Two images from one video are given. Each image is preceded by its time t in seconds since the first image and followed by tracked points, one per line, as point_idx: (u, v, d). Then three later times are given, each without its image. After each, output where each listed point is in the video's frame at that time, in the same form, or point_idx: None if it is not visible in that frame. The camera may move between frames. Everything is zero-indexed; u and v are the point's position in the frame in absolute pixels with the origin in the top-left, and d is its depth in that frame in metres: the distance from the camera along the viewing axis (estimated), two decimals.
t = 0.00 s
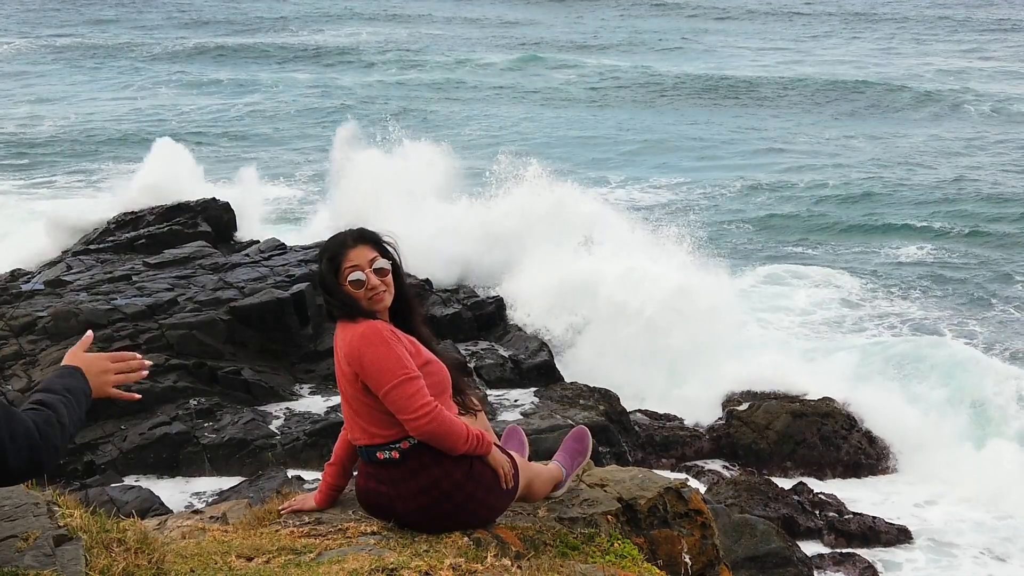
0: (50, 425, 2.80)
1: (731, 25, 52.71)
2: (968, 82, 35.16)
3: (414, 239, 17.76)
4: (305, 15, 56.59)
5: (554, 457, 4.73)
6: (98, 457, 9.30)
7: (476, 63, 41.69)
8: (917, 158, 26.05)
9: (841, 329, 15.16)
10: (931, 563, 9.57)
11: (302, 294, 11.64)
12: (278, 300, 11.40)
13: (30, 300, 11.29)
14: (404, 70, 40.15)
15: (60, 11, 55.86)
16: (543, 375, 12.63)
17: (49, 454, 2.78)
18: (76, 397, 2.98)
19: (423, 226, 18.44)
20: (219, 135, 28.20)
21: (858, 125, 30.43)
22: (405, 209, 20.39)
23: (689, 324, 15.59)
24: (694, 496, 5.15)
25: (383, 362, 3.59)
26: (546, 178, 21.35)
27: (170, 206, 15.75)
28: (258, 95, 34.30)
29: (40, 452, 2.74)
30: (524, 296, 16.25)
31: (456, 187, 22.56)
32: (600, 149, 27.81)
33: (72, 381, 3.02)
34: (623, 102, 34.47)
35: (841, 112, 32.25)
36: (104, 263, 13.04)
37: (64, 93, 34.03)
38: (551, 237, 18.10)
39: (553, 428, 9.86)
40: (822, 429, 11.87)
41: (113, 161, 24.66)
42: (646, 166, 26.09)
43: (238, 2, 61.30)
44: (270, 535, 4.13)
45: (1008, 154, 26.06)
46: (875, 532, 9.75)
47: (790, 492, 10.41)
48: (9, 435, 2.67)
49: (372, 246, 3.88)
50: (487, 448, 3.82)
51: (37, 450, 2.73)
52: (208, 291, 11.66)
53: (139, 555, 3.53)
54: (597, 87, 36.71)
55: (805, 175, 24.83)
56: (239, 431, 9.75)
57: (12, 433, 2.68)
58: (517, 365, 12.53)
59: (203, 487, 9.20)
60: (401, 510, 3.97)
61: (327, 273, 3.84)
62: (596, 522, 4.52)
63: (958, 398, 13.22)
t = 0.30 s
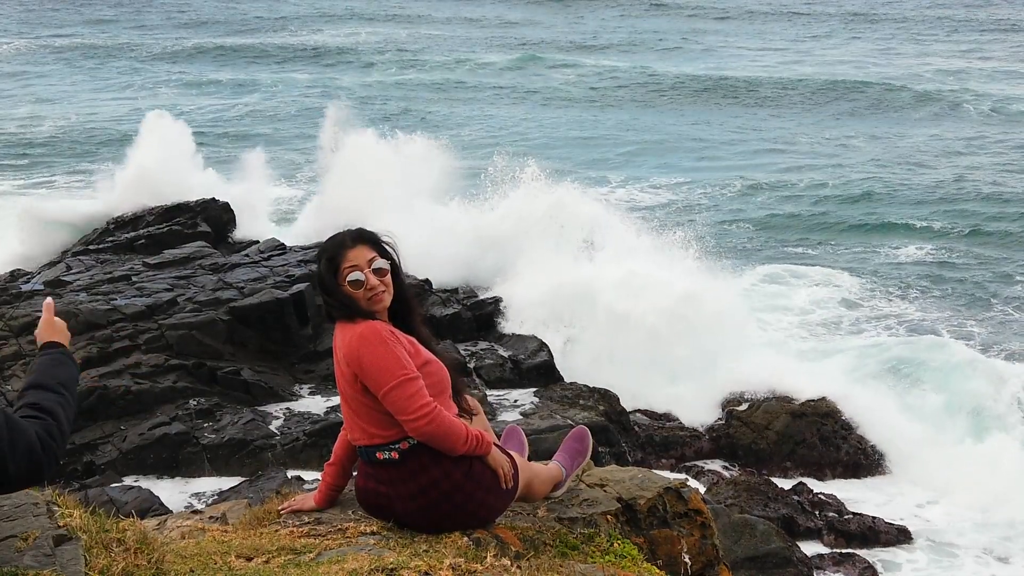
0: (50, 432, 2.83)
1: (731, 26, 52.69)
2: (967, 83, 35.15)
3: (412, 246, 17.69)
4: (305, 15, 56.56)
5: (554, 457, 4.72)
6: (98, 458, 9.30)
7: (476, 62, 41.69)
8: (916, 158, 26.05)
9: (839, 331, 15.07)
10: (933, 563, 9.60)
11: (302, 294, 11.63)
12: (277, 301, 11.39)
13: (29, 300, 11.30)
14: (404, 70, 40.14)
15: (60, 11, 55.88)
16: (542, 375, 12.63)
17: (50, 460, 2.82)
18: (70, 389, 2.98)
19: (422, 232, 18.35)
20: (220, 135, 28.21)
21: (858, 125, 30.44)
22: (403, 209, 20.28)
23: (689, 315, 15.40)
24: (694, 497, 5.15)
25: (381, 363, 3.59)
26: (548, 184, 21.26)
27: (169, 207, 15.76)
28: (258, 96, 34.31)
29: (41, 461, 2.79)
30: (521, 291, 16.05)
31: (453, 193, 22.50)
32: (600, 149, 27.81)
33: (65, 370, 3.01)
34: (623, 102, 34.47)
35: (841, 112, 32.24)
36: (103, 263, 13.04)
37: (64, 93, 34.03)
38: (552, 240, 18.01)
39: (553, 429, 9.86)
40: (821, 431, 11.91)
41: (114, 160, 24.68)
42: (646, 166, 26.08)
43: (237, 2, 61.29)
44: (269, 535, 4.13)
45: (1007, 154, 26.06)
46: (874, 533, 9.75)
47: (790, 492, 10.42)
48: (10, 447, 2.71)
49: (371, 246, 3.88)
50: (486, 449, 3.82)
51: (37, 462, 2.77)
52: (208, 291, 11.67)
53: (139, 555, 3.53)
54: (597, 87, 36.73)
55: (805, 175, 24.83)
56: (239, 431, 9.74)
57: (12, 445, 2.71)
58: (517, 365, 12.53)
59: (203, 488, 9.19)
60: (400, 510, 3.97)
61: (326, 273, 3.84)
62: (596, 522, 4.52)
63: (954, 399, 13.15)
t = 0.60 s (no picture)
0: (51, 430, 2.87)
1: (730, 26, 52.67)
2: (967, 83, 35.15)
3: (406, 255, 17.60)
4: (304, 14, 56.54)
5: (553, 457, 4.73)
6: (97, 458, 9.29)
7: (476, 62, 41.66)
8: (916, 158, 26.04)
9: (837, 333, 14.93)
10: (933, 563, 9.64)
11: (301, 294, 11.64)
12: (277, 302, 11.40)
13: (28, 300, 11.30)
14: (404, 70, 40.13)
15: (60, 10, 55.86)
16: (541, 376, 12.68)
17: (51, 458, 2.87)
18: (71, 379, 3.02)
19: (416, 239, 18.25)
20: (219, 135, 28.21)
21: (857, 125, 30.43)
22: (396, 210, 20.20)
23: (686, 311, 15.07)
24: (693, 497, 5.15)
25: (379, 363, 3.59)
26: (546, 188, 21.16)
27: (169, 208, 15.85)
28: (258, 96, 34.31)
29: (42, 459, 2.84)
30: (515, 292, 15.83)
31: (449, 196, 22.42)
32: (599, 149, 27.81)
33: (65, 358, 3.04)
34: (622, 102, 34.46)
35: (841, 112, 32.23)
36: (102, 263, 13.03)
37: (63, 93, 34.04)
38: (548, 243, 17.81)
39: (552, 429, 9.87)
40: (819, 431, 12.04)
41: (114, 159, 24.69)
42: (646, 166, 26.07)
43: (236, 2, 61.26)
44: (268, 536, 4.13)
45: (1007, 154, 26.06)
46: (873, 533, 9.76)
47: (790, 492, 10.43)
48: (11, 446, 2.75)
49: (369, 246, 3.88)
50: (484, 449, 3.81)
51: (39, 461, 2.82)
52: (207, 291, 11.67)
53: (138, 556, 3.53)
54: (597, 87, 36.74)
55: (805, 175, 24.82)
56: (238, 431, 9.74)
57: (13, 444, 2.75)
58: (516, 365, 12.55)
59: (202, 488, 9.20)
60: (399, 510, 3.96)
61: (325, 273, 3.84)
62: (595, 523, 4.52)
63: (953, 400, 13.02)
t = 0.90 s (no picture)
0: (51, 418, 2.81)
1: (730, 26, 52.75)
2: (966, 83, 35.19)
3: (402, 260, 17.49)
4: (305, 15, 56.61)
5: (553, 457, 4.73)
6: (96, 458, 9.28)
7: (476, 62, 41.71)
8: (915, 158, 26.06)
9: (833, 335, 14.84)
10: (933, 564, 9.67)
11: (300, 294, 11.62)
12: (276, 302, 11.39)
13: (28, 301, 11.32)
14: (403, 70, 40.18)
15: (59, 10, 55.94)
16: (539, 376, 12.74)
17: (50, 447, 2.80)
18: (78, 370, 2.95)
19: (413, 244, 18.19)
20: (220, 134, 28.23)
21: (856, 125, 30.46)
22: (394, 211, 20.24)
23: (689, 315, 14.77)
24: (693, 497, 5.16)
25: (377, 365, 3.59)
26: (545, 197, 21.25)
27: (168, 208, 15.91)
28: (258, 96, 34.35)
29: (40, 448, 2.77)
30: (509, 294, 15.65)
31: (446, 198, 22.45)
32: (599, 149, 27.84)
33: (75, 349, 2.97)
34: (621, 101, 34.51)
35: (841, 112, 32.26)
36: (102, 263, 13.04)
37: (64, 92, 34.13)
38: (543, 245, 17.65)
39: (552, 429, 9.89)
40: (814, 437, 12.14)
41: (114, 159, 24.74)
42: (646, 166, 26.10)
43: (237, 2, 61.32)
44: (268, 536, 4.13)
45: (1006, 155, 26.06)
46: (872, 533, 9.76)
47: (789, 492, 10.44)
48: (9, 437, 2.69)
49: (368, 246, 3.88)
50: (483, 449, 3.81)
51: (37, 450, 2.76)
52: (206, 291, 11.67)
53: (137, 556, 3.53)
54: (596, 87, 36.81)
55: (804, 175, 24.85)
56: (237, 432, 9.74)
57: (13, 433, 2.70)
58: (515, 365, 12.55)
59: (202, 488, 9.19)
60: (398, 512, 3.96)
61: (324, 273, 3.84)
62: (594, 523, 4.52)
63: (950, 405, 13.00)
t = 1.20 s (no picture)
0: (52, 399, 2.79)
1: (729, 26, 52.78)
2: (966, 83, 35.20)
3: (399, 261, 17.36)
4: (305, 15, 56.64)
5: (552, 458, 4.73)
6: (96, 458, 9.27)
7: (475, 62, 41.74)
8: (914, 158, 26.08)
9: (829, 337, 14.80)
10: (933, 564, 9.68)
11: (299, 294, 11.60)
12: (276, 302, 11.37)
13: (27, 301, 11.32)
14: (403, 70, 40.21)
15: (58, 10, 55.95)
16: (538, 376, 12.75)
17: (52, 429, 2.78)
18: (83, 356, 2.93)
19: (409, 247, 18.10)
20: (219, 133, 28.24)
21: (856, 125, 30.48)
22: (393, 213, 20.32)
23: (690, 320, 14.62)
24: (692, 498, 5.16)
25: (376, 365, 3.60)
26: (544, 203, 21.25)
27: (168, 208, 15.97)
28: (257, 96, 34.39)
29: (41, 430, 2.75)
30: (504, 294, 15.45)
31: (440, 198, 22.48)
32: (598, 149, 27.85)
33: (81, 337, 2.96)
34: (621, 102, 34.56)
35: (840, 112, 32.27)
36: (102, 263, 13.04)
37: (65, 92, 34.18)
38: (540, 247, 17.54)
39: (552, 429, 9.89)
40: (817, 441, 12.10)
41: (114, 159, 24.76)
42: (645, 166, 26.11)
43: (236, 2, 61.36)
44: (267, 536, 4.13)
45: (1005, 155, 26.08)
46: (872, 533, 9.76)
47: (789, 492, 10.43)
48: (8, 421, 2.68)
49: (368, 247, 3.87)
50: (483, 450, 3.81)
51: (37, 432, 2.73)
52: (206, 291, 11.68)
53: (137, 556, 3.54)
54: (595, 87, 36.82)
55: (803, 175, 24.87)
56: (236, 432, 9.74)
57: (11, 419, 2.68)
58: (515, 365, 12.55)
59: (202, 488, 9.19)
60: (397, 512, 3.96)
61: (322, 274, 3.84)
62: (594, 523, 4.52)
63: (947, 405, 12.94)
